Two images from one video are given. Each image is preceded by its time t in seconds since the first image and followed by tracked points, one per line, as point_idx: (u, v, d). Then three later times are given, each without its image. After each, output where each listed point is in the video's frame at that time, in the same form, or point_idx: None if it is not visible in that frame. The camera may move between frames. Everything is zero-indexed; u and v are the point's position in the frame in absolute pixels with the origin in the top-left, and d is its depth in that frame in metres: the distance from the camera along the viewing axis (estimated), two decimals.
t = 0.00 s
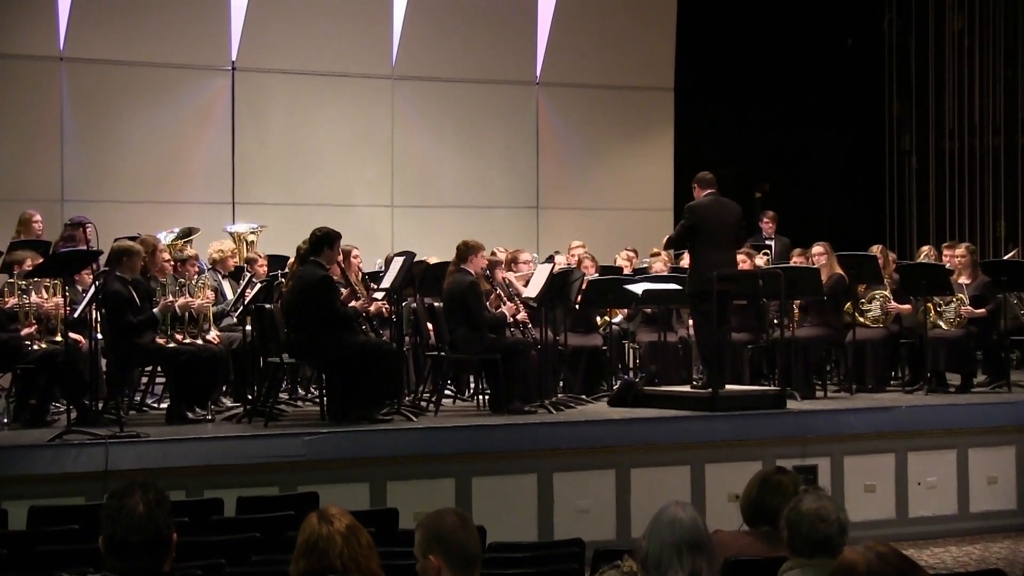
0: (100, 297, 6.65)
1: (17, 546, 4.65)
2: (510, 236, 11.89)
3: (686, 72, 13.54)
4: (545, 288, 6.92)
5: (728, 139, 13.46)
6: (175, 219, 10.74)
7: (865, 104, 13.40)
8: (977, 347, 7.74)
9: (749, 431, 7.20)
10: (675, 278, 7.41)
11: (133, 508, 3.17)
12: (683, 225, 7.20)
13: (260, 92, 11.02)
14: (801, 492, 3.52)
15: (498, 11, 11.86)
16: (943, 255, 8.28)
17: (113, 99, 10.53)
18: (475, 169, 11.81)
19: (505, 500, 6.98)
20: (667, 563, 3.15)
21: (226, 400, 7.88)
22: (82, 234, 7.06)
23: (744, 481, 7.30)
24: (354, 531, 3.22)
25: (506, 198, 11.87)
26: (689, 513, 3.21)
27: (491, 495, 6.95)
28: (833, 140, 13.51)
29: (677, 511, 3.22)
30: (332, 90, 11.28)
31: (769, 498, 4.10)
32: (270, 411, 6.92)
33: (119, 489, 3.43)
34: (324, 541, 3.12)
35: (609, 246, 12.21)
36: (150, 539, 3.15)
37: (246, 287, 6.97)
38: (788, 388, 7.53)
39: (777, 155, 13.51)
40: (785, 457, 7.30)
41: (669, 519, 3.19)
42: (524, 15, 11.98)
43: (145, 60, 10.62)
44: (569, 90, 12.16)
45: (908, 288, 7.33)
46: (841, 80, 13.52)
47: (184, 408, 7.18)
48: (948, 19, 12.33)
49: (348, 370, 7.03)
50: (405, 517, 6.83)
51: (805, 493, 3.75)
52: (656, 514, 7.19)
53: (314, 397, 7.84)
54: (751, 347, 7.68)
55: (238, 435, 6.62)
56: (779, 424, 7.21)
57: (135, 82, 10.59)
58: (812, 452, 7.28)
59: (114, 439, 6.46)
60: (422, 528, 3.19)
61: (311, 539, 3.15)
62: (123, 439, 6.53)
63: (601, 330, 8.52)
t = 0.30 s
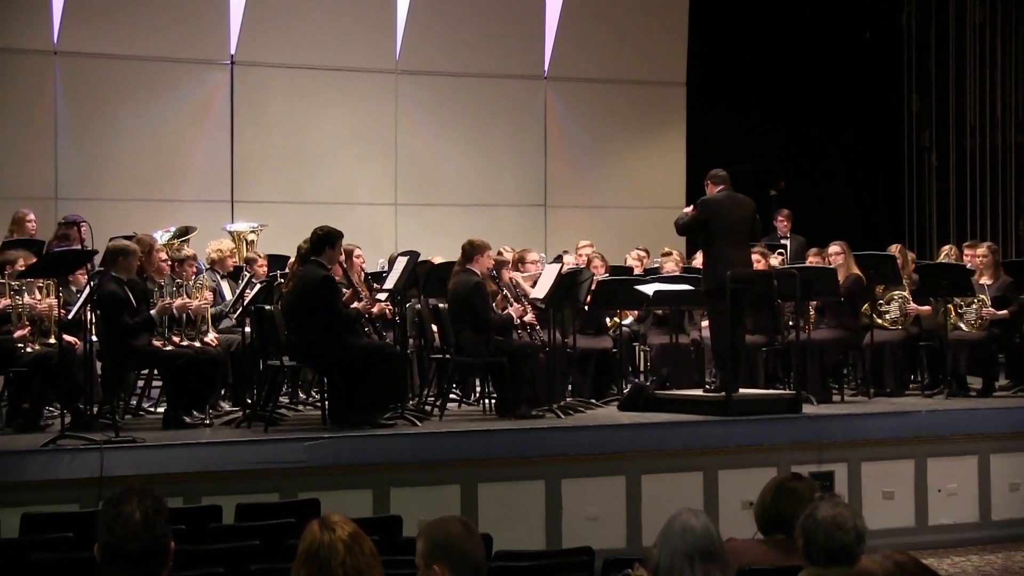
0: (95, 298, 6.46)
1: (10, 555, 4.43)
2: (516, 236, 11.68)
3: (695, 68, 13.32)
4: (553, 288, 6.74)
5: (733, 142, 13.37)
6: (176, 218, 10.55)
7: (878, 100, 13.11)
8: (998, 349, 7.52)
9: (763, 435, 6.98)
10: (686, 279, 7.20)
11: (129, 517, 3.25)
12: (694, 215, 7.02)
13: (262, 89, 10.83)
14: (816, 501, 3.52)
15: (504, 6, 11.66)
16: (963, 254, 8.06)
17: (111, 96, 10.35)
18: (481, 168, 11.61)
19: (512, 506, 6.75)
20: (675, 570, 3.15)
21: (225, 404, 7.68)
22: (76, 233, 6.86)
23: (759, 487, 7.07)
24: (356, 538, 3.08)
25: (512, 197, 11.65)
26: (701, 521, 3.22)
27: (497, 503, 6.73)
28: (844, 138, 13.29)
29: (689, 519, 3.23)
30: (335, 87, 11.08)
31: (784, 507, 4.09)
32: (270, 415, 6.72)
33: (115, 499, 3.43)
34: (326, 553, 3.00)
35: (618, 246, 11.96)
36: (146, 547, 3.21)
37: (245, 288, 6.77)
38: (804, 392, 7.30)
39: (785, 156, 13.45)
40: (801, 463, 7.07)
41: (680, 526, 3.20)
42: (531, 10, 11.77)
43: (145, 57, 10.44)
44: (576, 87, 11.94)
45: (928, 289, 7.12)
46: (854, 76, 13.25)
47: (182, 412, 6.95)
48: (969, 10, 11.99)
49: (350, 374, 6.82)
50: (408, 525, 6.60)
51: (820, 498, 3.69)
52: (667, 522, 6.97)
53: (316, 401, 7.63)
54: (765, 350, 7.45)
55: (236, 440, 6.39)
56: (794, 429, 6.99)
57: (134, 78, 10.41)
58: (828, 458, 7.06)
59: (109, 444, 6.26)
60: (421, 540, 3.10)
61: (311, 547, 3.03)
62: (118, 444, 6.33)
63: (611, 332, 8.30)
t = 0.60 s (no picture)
0: (88, 298, 6.26)
1: None
2: (520, 236, 11.46)
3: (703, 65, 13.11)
4: (559, 289, 6.51)
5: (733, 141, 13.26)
6: (173, 217, 10.36)
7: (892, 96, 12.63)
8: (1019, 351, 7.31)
9: (776, 441, 6.77)
10: (697, 279, 7.00)
11: (124, 522, 3.21)
12: (707, 223, 6.85)
13: (261, 85, 10.63)
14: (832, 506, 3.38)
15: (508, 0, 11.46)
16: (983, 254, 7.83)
17: (106, 93, 10.16)
18: (484, 166, 11.38)
19: (517, 513, 6.54)
20: None
21: (221, 408, 7.47)
22: (67, 232, 6.67)
23: (771, 494, 6.85)
24: (356, 545, 2.97)
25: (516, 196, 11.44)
26: (712, 529, 3.22)
27: (502, 510, 6.53)
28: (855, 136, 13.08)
29: (700, 527, 3.23)
30: (334, 84, 10.88)
31: (798, 515, 3.89)
32: (267, 419, 6.51)
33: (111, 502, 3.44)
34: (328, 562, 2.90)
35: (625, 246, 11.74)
36: (141, 552, 3.18)
37: (242, 288, 6.55)
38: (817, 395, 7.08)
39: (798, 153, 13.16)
40: (815, 468, 6.86)
41: (692, 536, 3.20)
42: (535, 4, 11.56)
43: (141, 53, 10.26)
44: (581, 83, 11.69)
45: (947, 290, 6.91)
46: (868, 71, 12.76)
47: (177, 416, 6.77)
48: None
49: (350, 377, 6.63)
50: (410, 533, 6.39)
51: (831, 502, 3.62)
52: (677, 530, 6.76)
53: (315, 405, 7.42)
54: (778, 353, 7.24)
55: (233, 445, 6.21)
56: (808, 434, 6.79)
57: (130, 75, 10.22)
58: (843, 464, 6.85)
59: (102, 449, 6.05)
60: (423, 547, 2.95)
61: (313, 557, 2.91)
62: (111, 449, 6.12)
63: (619, 334, 8.08)
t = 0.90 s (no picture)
0: (82, 300, 6.07)
1: None
2: (525, 235, 11.24)
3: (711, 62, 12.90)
4: (567, 290, 6.36)
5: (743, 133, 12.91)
6: (170, 217, 10.18)
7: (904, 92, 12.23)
8: None
9: (792, 446, 6.56)
10: (709, 278, 6.79)
11: (117, 531, 3.13)
12: (716, 220, 6.66)
13: (261, 79, 10.45)
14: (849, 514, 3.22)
15: None
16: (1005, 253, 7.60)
17: (102, 90, 9.98)
18: (489, 164, 11.17)
19: (523, 521, 6.33)
20: None
21: (218, 413, 7.27)
22: (60, 230, 6.48)
23: (786, 501, 6.64)
24: (356, 556, 2.90)
25: (522, 195, 11.23)
26: (726, 536, 3.12)
27: (509, 517, 6.31)
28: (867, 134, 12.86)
29: (713, 535, 3.11)
30: (336, 81, 10.69)
31: (813, 520, 3.68)
32: (266, 424, 6.32)
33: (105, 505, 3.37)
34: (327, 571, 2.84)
35: (632, 246, 11.52)
36: (137, 563, 3.12)
37: (240, 289, 6.35)
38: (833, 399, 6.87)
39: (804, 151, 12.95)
40: (830, 475, 6.65)
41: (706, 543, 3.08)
42: None
43: (138, 49, 10.08)
44: (587, 80, 11.47)
45: (966, 291, 6.72)
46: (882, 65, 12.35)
47: (173, 421, 6.55)
48: None
49: (350, 381, 6.42)
50: (413, 542, 6.18)
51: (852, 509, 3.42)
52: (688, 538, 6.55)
53: (315, 409, 7.21)
54: (792, 356, 7.02)
55: (229, 450, 5.99)
56: (823, 440, 6.57)
57: (127, 72, 10.04)
58: (860, 471, 6.64)
59: (95, 455, 5.85)
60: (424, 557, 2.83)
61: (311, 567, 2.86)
62: (105, 454, 5.92)
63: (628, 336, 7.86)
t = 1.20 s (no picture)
0: (76, 301, 5.87)
1: None
2: (533, 235, 11.02)
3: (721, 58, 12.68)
4: (578, 290, 6.14)
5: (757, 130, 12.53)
6: (169, 216, 9.98)
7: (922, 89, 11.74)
8: None
9: (811, 452, 6.35)
10: (724, 279, 6.59)
11: (114, 540, 3.37)
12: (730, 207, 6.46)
13: (263, 73, 10.26)
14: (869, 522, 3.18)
15: None
16: None
17: (98, 86, 9.80)
18: (495, 163, 10.98)
19: (532, 529, 6.13)
20: None
21: (218, 417, 7.07)
22: (55, 229, 6.29)
23: (804, 509, 6.42)
24: (361, 564, 2.94)
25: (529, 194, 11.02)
26: (740, 546, 3.21)
27: (518, 525, 6.12)
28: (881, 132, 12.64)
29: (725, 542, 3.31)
30: (338, 78, 10.49)
31: (829, 532, 3.67)
32: (268, 429, 6.11)
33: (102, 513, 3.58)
34: None
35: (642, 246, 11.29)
36: (134, 571, 3.35)
37: (240, 290, 6.17)
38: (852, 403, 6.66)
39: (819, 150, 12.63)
40: (850, 481, 6.45)
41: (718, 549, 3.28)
42: None
43: (135, 45, 9.89)
44: (594, 77, 11.25)
45: (990, 291, 6.53)
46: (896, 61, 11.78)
47: (171, 425, 6.36)
48: None
49: (354, 384, 6.22)
50: (420, 552, 5.97)
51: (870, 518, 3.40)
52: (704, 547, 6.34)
53: (318, 414, 7.02)
54: (810, 359, 6.81)
55: (229, 456, 5.79)
56: (840, 445, 6.36)
57: (124, 68, 9.85)
58: (880, 478, 6.45)
59: (91, 460, 5.65)
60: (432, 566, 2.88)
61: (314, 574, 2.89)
62: (100, 460, 5.71)
63: (641, 338, 7.64)
